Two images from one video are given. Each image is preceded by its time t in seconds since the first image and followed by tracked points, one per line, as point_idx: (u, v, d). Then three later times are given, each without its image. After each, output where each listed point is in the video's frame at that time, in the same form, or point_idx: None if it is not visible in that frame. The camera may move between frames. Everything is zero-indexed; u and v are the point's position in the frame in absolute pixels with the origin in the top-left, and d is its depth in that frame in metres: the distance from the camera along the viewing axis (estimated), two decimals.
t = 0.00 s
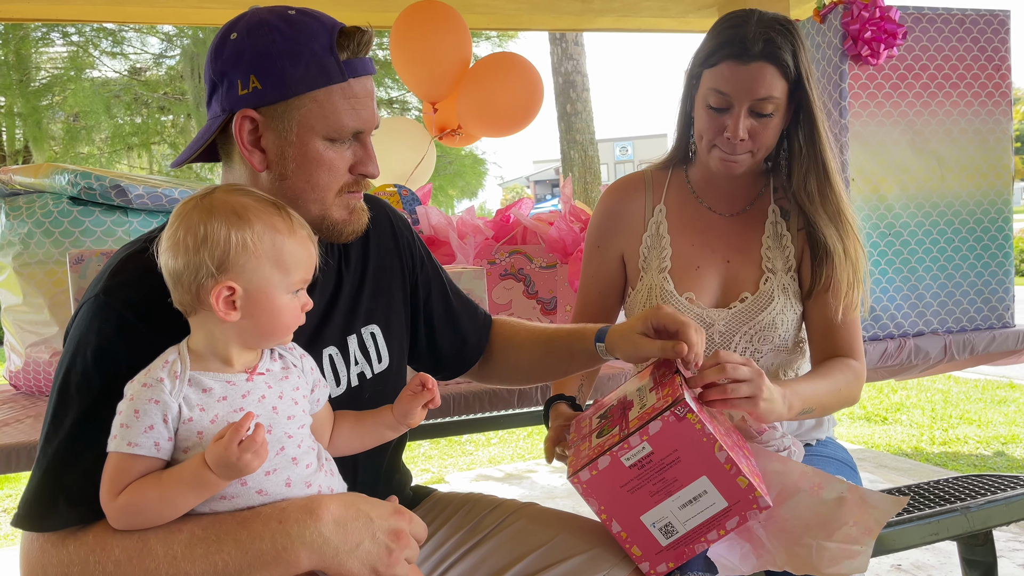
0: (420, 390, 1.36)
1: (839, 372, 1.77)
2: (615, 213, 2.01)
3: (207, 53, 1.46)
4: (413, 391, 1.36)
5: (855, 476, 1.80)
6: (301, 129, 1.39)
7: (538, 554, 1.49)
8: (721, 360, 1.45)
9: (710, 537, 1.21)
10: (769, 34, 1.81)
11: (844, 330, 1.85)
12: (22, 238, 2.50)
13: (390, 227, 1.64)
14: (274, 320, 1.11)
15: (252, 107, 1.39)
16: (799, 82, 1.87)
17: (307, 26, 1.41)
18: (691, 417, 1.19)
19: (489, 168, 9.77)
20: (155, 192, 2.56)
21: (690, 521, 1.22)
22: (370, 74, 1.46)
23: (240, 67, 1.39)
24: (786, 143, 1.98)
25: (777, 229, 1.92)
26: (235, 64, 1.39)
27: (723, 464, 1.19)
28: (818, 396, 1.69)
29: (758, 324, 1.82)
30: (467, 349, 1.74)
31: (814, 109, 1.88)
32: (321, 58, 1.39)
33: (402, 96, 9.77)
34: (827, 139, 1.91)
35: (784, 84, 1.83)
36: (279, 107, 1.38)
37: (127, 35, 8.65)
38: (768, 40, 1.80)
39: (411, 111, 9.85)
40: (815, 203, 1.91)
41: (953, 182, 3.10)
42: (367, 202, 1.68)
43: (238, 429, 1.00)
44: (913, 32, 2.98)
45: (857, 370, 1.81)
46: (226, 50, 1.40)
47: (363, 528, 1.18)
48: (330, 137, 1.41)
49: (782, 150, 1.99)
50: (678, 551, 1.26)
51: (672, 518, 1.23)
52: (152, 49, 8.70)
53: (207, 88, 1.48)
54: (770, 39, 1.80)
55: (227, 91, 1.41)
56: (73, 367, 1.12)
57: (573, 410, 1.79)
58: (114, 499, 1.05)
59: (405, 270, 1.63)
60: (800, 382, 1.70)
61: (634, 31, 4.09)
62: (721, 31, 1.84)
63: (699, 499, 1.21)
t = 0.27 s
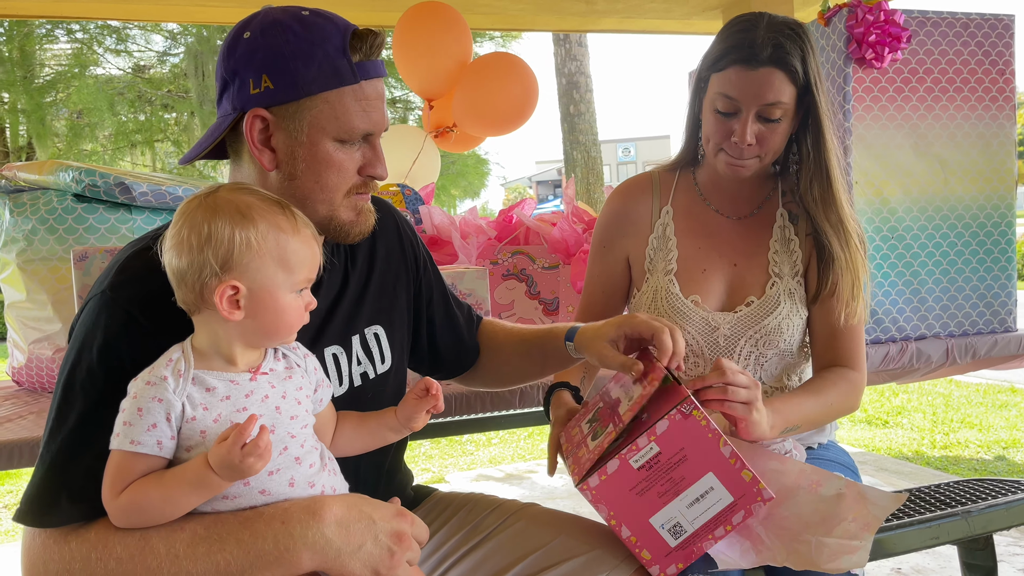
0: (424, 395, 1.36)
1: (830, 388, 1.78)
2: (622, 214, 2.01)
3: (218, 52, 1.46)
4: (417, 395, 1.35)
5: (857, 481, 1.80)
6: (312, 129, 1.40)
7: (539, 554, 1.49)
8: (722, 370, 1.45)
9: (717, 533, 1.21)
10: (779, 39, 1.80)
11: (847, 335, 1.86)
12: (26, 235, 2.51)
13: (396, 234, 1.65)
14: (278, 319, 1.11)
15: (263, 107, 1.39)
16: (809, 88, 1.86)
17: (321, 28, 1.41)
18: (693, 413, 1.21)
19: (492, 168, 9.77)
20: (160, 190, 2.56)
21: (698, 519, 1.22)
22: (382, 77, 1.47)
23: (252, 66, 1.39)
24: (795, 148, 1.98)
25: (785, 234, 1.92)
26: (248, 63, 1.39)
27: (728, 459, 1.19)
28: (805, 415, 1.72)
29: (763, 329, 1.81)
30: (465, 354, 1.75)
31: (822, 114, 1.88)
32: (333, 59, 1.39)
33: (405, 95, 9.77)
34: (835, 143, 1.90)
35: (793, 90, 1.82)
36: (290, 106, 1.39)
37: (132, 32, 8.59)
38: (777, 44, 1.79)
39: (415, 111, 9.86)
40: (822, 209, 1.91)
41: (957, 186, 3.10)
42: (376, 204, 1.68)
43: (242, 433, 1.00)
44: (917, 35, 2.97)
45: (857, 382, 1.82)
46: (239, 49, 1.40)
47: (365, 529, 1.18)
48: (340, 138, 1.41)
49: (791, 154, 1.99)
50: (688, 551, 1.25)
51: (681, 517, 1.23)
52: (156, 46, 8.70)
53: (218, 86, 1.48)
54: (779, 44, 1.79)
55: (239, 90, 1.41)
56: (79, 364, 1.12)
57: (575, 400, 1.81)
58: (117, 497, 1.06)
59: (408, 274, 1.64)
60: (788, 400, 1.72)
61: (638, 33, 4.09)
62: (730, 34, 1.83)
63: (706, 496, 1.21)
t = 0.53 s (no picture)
0: (435, 411, 1.39)
1: (826, 396, 1.79)
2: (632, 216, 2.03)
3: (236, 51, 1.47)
4: (428, 410, 1.39)
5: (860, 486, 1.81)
6: (328, 132, 1.40)
7: (544, 555, 1.50)
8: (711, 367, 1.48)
9: (721, 519, 1.24)
10: (790, 49, 1.80)
11: (850, 344, 1.86)
12: (35, 232, 2.52)
13: (407, 240, 1.65)
14: (289, 323, 1.12)
15: (279, 108, 1.40)
16: (821, 97, 1.87)
17: (337, 31, 1.43)
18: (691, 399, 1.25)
19: (497, 168, 9.78)
20: (168, 189, 2.57)
21: (702, 505, 1.24)
22: (397, 81, 1.47)
23: (270, 67, 1.40)
24: (808, 155, 1.99)
25: (796, 241, 1.92)
26: (266, 64, 1.40)
27: (724, 441, 1.24)
28: (795, 419, 1.73)
29: (769, 335, 1.82)
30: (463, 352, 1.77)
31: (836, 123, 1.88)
32: (350, 63, 1.40)
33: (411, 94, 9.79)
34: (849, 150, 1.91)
35: (803, 100, 1.83)
36: (306, 108, 1.39)
37: (138, 29, 8.75)
38: (787, 54, 1.80)
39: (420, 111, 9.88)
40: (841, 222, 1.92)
41: (963, 193, 3.11)
42: (386, 207, 1.70)
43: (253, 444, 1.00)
44: (925, 42, 2.99)
45: (852, 394, 1.82)
46: (256, 51, 1.41)
47: (371, 530, 1.18)
48: (356, 142, 1.42)
49: (804, 160, 2.00)
50: (694, 540, 1.25)
51: (685, 505, 1.24)
52: (163, 44, 8.76)
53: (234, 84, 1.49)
54: (790, 54, 1.80)
55: (254, 90, 1.41)
56: (90, 362, 1.13)
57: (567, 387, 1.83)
58: (126, 496, 1.06)
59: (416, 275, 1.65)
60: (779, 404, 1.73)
61: (645, 35, 4.10)
62: (743, 42, 1.85)
63: (707, 482, 1.24)
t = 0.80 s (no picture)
0: (438, 424, 1.39)
1: (855, 393, 1.79)
2: (635, 224, 2.05)
3: (260, 45, 1.46)
4: (431, 423, 1.39)
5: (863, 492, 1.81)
6: (347, 137, 1.41)
7: (547, 557, 1.50)
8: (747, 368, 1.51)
9: (734, 533, 1.30)
10: (784, 54, 1.80)
11: (867, 345, 1.86)
12: (41, 229, 2.52)
13: (406, 245, 1.66)
14: (296, 324, 1.12)
15: (303, 108, 1.39)
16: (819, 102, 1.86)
17: (368, 39, 1.44)
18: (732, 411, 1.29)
19: (501, 168, 9.76)
20: (174, 187, 2.58)
21: (719, 516, 1.29)
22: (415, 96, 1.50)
23: (297, 66, 1.40)
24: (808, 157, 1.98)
25: (800, 245, 1.91)
26: (294, 62, 1.40)
27: (755, 460, 1.29)
28: (829, 416, 1.72)
29: (774, 337, 1.82)
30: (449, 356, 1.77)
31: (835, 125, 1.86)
32: (377, 72, 1.41)
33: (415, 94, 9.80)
34: (850, 155, 1.90)
35: (799, 104, 1.81)
36: (330, 111, 1.40)
37: (144, 27, 8.77)
38: (781, 59, 1.79)
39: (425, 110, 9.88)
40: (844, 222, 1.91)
41: (968, 198, 3.10)
42: (391, 213, 1.71)
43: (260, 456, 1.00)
44: (931, 47, 2.98)
45: (875, 388, 1.81)
46: (284, 50, 1.41)
47: (374, 530, 1.18)
48: (373, 148, 1.43)
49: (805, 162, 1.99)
50: (704, 549, 1.29)
51: (704, 513, 1.28)
52: (169, 41, 8.78)
53: (251, 82, 1.48)
54: (784, 59, 1.79)
55: (278, 87, 1.40)
56: (96, 360, 1.14)
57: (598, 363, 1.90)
58: (130, 494, 1.07)
59: (415, 278, 1.67)
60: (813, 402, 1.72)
61: (651, 37, 4.09)
62: (739, 46, 1.84)
63: (729, 495, 1.29)
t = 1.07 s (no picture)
0: (438, 426, 1.39)
1: (874, 386, 1.82)
2: (636, 229, 2.02)
3: (268, 42, 1.46)
4: (431, 425, 1.39)
5: (864, 496, 1.80)
6: (353, 135, 1.41)
7: (545, 559, 1.50)
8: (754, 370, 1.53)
9: (738, 540, 1.30)
10: (774, 57, 1.80)
11: (877, 344, 1.89)
12: (46, 226, 2.53)
13: (406, 246, 1.66)
14: (298, 323, 1.12)
15: (310, 104, 1.39)
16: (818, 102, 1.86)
17: (375, 40, 1.44)
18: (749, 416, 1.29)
19: (505, 169, 9.78)
20: (178, 185, 2.59)
21: (725, 521, 1.29)
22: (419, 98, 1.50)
23: (305, 64, 1.40)
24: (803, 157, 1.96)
25: (800, 246, 1.91)
26: (303, 60, 1.40)
27: (765, 467, 1.30)
28: (852, 407, 1.76)
29: (778, 339, 1.82)
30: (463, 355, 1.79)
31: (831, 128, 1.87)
32: (384, 73, 1.42)
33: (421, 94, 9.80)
34: (844, 159, 1.91)
35: (791, 106, 1.81)
36: (336, 109, 1.40)
37: (152, 24, 8.80)
38: (771, 61, 1.79)
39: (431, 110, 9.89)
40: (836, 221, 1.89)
41: (973, 203, 3.09)
42: (391, 214, 1.70)
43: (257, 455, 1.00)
44: (938, 51, 2.97)
45: (895, 387, 1.85)
46: (293, 48, 1.41)
47: (369, 527, 1.17)
48: (377, 147, 1.44)
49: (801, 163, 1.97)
50: (707, 552, 1.29)
51: (711, 516, 1.28)
52: (176, 39, 8.82)
53: (257, 79, 1.48)
54: (774, 61, 1.79)
55: (285, 84, 1.40)
56: (96, 354, 1.14)
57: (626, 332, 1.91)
58: (128, 487, 1.07)
59: (416, 278, 1.66)
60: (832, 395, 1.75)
61: (656, 39, 4.09)
62: (731, 50, 1.84)
63: (738, 499, 1.29)
